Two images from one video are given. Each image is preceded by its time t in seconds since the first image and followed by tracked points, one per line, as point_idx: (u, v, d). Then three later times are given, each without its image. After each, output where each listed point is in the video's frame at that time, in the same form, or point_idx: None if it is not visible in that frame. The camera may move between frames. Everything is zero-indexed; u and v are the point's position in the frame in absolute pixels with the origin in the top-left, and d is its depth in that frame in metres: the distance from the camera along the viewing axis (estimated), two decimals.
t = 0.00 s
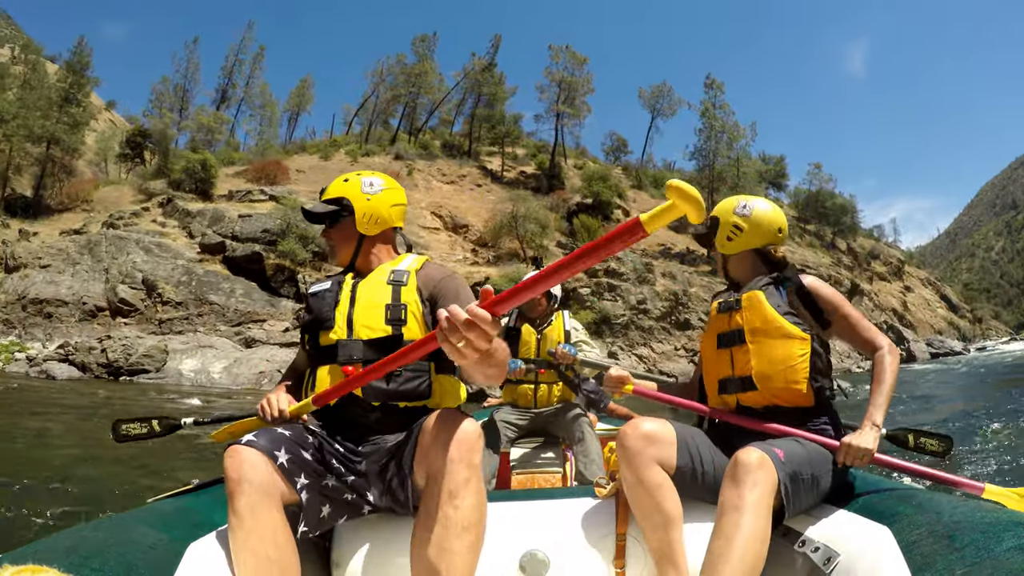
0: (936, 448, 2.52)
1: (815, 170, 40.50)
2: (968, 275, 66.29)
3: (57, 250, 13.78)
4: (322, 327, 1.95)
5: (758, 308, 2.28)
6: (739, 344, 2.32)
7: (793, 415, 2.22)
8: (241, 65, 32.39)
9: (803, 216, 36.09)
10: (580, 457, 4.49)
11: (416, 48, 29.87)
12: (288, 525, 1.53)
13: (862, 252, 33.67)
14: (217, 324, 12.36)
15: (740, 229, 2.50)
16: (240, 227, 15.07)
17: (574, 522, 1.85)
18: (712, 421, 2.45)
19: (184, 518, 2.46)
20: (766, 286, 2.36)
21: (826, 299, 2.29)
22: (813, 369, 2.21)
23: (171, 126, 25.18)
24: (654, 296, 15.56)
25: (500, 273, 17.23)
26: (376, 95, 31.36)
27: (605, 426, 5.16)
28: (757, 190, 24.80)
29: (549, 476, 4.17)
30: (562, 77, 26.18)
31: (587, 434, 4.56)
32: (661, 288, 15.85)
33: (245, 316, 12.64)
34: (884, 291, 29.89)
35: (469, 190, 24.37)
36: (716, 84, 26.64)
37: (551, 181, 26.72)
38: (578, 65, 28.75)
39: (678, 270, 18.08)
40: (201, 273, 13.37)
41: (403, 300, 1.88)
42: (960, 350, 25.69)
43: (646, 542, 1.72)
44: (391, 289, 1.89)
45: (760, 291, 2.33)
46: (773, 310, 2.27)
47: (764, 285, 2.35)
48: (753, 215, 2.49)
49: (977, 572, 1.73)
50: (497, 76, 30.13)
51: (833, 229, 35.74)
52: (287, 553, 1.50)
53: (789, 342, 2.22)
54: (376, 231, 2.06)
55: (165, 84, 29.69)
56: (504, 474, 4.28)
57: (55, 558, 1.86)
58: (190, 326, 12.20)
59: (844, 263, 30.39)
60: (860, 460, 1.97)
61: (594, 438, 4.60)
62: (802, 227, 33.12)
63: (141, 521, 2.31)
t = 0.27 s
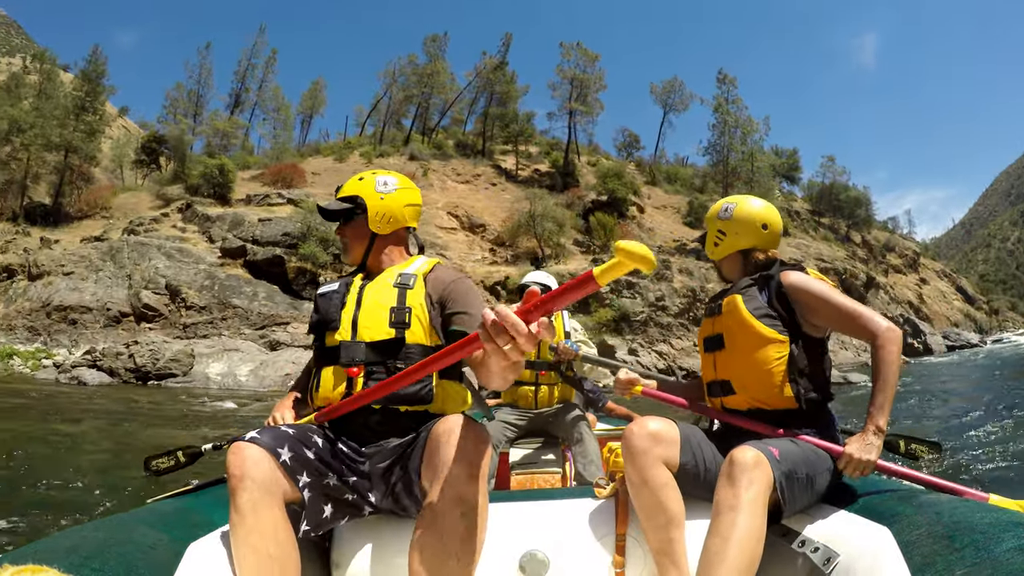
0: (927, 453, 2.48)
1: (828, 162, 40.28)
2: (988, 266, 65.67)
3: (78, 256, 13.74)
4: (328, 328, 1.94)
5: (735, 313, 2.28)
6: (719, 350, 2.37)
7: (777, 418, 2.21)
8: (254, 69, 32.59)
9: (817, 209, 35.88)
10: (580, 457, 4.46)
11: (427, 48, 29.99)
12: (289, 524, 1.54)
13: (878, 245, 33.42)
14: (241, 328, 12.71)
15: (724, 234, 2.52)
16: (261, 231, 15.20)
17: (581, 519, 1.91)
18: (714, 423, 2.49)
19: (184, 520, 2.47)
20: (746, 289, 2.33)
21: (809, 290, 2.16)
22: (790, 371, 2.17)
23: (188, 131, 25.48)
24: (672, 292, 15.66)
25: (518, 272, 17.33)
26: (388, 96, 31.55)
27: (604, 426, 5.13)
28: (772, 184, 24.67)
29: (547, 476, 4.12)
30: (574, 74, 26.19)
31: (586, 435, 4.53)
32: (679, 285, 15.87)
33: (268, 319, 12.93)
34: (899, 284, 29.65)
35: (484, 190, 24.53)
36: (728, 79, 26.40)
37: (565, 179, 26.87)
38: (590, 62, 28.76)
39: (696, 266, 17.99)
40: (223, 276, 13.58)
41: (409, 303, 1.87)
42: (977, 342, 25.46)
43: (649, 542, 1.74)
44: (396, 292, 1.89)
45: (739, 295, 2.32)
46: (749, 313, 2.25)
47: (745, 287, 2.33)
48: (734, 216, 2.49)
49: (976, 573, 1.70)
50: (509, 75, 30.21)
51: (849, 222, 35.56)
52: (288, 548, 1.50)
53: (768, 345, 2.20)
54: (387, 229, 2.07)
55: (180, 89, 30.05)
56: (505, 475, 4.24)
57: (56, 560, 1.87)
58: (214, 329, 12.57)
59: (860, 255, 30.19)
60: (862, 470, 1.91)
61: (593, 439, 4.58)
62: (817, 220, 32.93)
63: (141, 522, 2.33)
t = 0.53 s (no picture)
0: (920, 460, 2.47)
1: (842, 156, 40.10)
2: (1010, 258, 64.95)
3: (101, 262, 13.99)
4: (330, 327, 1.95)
5: (731, 313, 2.28)
6: (716, 351, 2.36)
7: (775, 418, 2.21)
8: (270, 74, 32.86)
9: (833, 204, 35.70)
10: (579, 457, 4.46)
11: (441, 50, 30.14)
12: (291, 523, 1.56)
13: (893, 239, 33.22)
14: (265, 331, 13.08)
15: (718, 236, 2.53)
16: (282, 235, 15.45)
17: (583, 518, 1.94)
18: (713, 425, 2.49)
19: (183, 519, 2.49)
20: (742, 289, 2.34)
21: (805, 289, 2.15)
22: (785, 371, 2.17)
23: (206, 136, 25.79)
24: (692, 291, 15.91)
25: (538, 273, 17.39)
26: (402, 98, 31.73)
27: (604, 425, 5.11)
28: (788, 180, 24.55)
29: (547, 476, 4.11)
30: (588, 74, 26.22)
31: (586, 435, 4.51)
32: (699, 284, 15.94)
33: (291, 322, 13.30)
34: (916, 279, 29.42)
35: (499, 190, 24.68)
36: (743, 76, 26.31)
37: (581, 178, 27.04)
38: (603, 60, 28.79)
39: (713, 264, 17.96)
40: (246, 280, 13.95)
41: (408, 302, 1.87)
42: (995, 337, 25.23)
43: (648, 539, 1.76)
44: (397, 292, 1.89)
45: (734, 296, 2.33)
46: (745, 313, 2.25)
47: (740, 288, 2.33)
48: (728, 218, 2.49)
49: (975, 572, 1.70)
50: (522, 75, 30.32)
51: (866, 217, 35.38)
52: (290, 546, 1.52)
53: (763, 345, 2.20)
54: (390, 227, 2.08)
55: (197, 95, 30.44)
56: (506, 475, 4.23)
57: (56, 560, 1.89)
58: (239, 333, 12.90)
59: (876, 250, 29.99)
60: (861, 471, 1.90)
61: (593, 439, 4.57)
62: (833, 215, 32.77)
63: (141, 522, 2.34)
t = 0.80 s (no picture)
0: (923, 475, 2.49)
1: (855, 153, 39.92)
2: None
3: (121, 266, 14.34)
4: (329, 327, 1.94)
5: (734, 312, 2.28)
6: (718, 350, 2.36)
7: (777, 418, 2.20)
8: (283, 77, 33.12)
9: (846, 202, 35.58)
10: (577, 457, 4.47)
11: (452, 52, 30.25)
12: (290, 523, 1.57)
13: (906, 236, 33.04)
14: (287, 333, 13.18)
15: (721, 234, 2.52)
16: (301, 238, 15.75)
17: (584, 517, 1.95)
18: (715, 425, 2.49)
19: (184, 518, 2.49)
20: (744, 289, 2.34)
21: (807, 288, 2.14)
22: (787, 370, 2.17)
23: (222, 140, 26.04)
24: (708, 289, 16.02)
25: (557, 274, 17.44)
26: (415, 100, 31.88)
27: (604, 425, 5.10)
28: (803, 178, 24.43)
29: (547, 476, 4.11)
30: (600, 74, 26.21)
31: (585, 435, 4.51)
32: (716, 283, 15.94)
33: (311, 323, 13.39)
34: (930, 276, 29.19)
35: (513, 191, 24.78)
36: (755, 75, 26.20)
37: (594, 178, 27.10)
38: (615, 60, 28.79)
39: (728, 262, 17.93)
40: (266, 283, 14.08)
41: (409, 303, 1.86)
42: (1012, 333, 25.05)
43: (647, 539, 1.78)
44: (398, 292, 1.89)
45: (737, 295, 2.32)
46: (748, 313, 2.25)
47: (744, 288, 2.33)
48: (731, 217, 2.49)
49: (975, 572, 1.69)
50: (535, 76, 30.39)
51: (879, 214, 35.28)
52: (289, 546, 1.53)
53: (764, 345, 2.20)
54: (395, 224, 2.08)
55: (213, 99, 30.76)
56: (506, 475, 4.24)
57: (56, 560, 1.90)
58: (261, 335, 12.97)
59: (890, 247, 29.80)
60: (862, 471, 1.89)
61: (592, 439, 4.57)
62: (846, 213, 32.66)
63: (141, 521, 2.34)
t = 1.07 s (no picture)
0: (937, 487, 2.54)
1: (865, 153, 39.80)
2: None
3: (136, 266, 14.50)
4: (330, 325, 1.93)
5: (741, 313, 2.27)
6: (723, 350, 2.35)
7: (779, 420, 2.20)
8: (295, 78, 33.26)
9: (856, 202, 35.46)
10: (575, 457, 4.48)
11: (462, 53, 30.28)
12: (289, 523, 1.57)
13: (915, 237, 32.91)
14: (303, 332, 13.28)
15: (728, 233, 2.51)
16: (316, 239, 15.68)
17: (584, 519, 1.94)
18: (715, 424, 2.49)
19: (184, 518, 2.51)
20: (751, 288, 2.33)
21: (814, 290, 2.14)
22: (793, 371, 2.17)
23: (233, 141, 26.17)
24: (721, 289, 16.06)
25: (571, 274, 17.37)
26: (425, 101, 31.95)
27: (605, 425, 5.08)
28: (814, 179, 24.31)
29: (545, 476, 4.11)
30: (610, 74, 26.19)
31: (581, 435, 4.49)
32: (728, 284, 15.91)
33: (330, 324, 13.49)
34: (939, 276, 29.03)
35: (524, 191, 24.82)
36: (765, 75, 26.11)
37: (604, 179, 27.13)
38: (625, 60, 28.74)
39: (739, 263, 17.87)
40: (282, 284, 14.20)
41: (416, 304, 1.87)
42: None
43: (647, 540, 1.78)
44: (404, 292, 1.88)
45: (744, 295, 2.31)
46: (755, 314, 2.24)
47: (750, 287, 2.32)
48: (737, 215, 2.48)
49: (977, 572, 1.68)
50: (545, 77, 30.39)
51: (888, 214, 35.12)
52: (287, 545, 1.53)
53: (771, 346, 2.19)
54: (402, 221, 2.08)
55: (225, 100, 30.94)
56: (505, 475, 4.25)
57: (55, 560, 1.91)
58: (277, 335, 13.05)
59: (899, 248, 29.68)
60: (865, 473, 1.89)
61: (589, 439, 4.56)
62: (855, 214, 32.52)
63: (141, 521, 2.36)
